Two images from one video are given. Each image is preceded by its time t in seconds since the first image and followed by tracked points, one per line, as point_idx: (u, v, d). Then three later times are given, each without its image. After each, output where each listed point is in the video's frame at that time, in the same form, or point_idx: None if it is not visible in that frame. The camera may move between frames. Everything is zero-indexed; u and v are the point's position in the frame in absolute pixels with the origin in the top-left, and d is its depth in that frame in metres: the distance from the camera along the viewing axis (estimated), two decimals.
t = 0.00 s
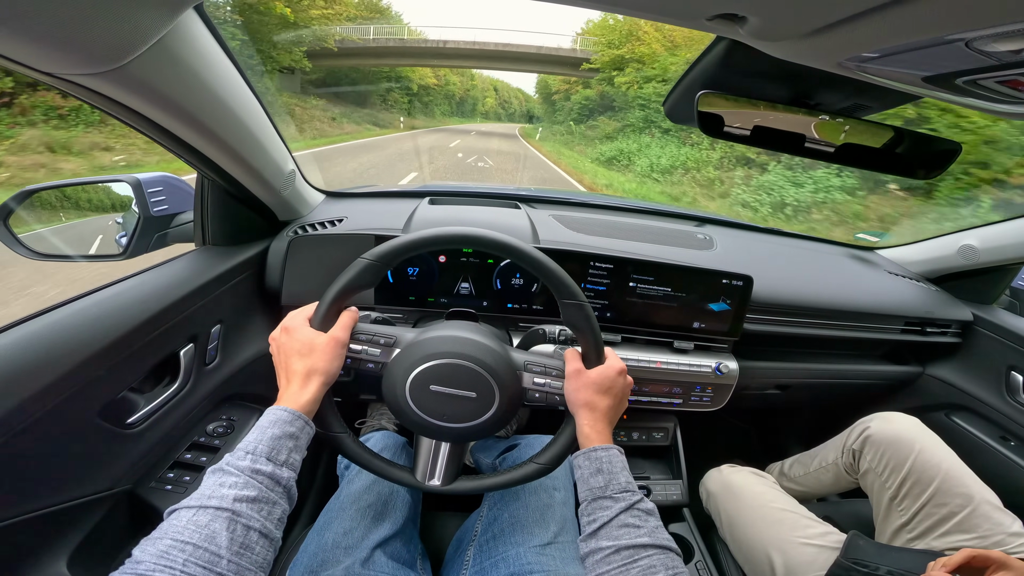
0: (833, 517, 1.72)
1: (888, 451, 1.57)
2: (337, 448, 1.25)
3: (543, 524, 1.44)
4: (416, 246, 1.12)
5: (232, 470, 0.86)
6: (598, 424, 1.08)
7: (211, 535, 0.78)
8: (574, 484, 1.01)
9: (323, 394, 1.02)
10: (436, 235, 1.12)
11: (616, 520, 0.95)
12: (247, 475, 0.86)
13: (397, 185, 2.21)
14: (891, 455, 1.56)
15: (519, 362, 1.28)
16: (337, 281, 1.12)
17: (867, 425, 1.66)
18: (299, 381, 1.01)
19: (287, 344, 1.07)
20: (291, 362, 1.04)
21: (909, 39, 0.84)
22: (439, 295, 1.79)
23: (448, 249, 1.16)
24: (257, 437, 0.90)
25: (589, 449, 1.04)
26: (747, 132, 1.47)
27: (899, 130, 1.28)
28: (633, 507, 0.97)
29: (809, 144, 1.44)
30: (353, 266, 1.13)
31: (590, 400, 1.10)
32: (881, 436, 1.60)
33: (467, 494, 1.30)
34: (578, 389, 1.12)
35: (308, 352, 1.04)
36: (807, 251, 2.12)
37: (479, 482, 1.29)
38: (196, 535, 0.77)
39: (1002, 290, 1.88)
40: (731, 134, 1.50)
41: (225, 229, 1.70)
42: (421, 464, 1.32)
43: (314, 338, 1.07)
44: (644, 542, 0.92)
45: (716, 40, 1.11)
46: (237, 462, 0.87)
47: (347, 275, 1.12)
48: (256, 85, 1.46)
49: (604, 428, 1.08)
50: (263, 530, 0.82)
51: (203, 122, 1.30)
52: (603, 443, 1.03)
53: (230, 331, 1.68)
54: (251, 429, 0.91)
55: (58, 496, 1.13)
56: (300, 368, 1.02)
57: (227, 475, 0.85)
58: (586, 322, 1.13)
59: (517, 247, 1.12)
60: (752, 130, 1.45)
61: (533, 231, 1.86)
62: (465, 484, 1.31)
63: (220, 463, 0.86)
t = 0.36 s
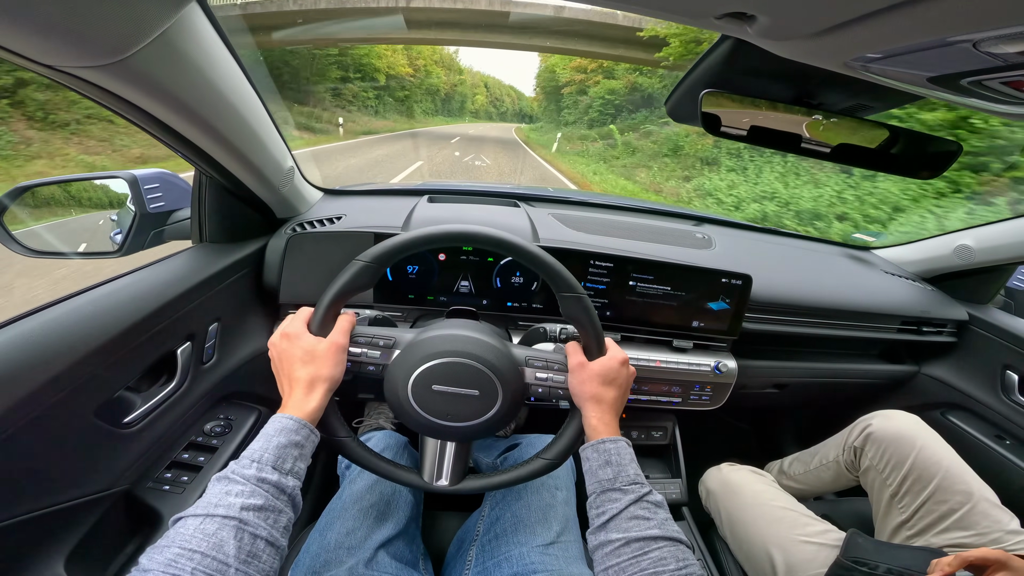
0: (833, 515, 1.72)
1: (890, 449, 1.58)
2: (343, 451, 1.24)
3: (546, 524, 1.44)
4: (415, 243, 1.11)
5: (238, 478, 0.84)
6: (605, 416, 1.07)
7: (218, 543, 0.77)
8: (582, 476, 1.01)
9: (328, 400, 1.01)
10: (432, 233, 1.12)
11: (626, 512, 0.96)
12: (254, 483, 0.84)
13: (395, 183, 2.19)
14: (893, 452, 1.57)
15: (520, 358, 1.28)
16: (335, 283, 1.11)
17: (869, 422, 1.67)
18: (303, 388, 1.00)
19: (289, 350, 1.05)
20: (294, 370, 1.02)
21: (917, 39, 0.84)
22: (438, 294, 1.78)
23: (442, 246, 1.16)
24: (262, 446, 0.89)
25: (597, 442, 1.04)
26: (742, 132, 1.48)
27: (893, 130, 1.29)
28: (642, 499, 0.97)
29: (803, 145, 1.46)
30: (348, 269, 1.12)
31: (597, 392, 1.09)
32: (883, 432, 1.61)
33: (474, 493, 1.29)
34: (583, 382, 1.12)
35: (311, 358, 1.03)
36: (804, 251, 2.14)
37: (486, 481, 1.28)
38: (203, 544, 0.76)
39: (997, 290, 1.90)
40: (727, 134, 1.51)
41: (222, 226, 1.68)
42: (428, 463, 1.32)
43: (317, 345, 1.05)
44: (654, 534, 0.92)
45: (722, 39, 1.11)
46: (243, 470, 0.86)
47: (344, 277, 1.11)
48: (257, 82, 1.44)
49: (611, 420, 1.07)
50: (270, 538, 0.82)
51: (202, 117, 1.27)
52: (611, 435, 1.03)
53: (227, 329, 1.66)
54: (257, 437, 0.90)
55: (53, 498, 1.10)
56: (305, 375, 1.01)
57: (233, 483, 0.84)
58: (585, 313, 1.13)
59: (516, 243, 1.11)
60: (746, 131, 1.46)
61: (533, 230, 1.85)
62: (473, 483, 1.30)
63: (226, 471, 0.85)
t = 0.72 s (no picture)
0: (818, 513, 1.72)
1: (875, 445, 1.58)
2: (324, 442, 1.26)
3: (531, 519, 1.45)
4: (401, 240, 1.12)
5: (207, 462, 0.86)
6: (591, 415, 1.08)
7: (186, 527, 0.79)
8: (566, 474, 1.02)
9: (301, 385, 1.03)
10: (420, 231, 1.13)
11: (608, 511, 0.96)
12: (222, 467, 0.86)
13: (386, 181, 2.21)
14: (879, 450, 1.57)
15: (505, 357, 1.29)
16: (323, 276, 1.13)
17: (855, 420, 1.67)
18: (277, 371, 1.02)
19: (271, 334, 1.08)
20: (273, 352, 1.05)
21: (884, 35, 0.84)
22: (427, 291, 1.80)
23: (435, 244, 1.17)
24: (231, 430, 0.91)
25: (582, 440, 1.05)
26: (737, 129, 1.47)
27: (887, 129, 1.29)
28: (625, 498, 0.98)
29: (798, 141, 1.45)
30: (337, 262, 1.15)
31: (582, 391, 1.10)
32: (869, 430, 1.61)
33: (454, 488, 1.31)
34: (568, 381, 1.13)
35: (289, 342, 1.05)
36: (795, 248, 2.13)
37: (467, 476, 1.30)
38: (171, 527, 0.78)
39: (987, 286, 1.88)
40: (722, 131, 1.50)
41: (212, 224, 1.70)
42: (408, 457, 1.33)
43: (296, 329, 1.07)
44: (635, 533, 0.93)
45: (698, 37, 1.11)
46: (212, 454, 0.87)
47: (332, 270, 1.13)
48: (245, 85, 1.46)
49: (597, 418, 1.08)
50: (240, 521, 0.83)
51: (187, 118, 1.29)
52: (596, 433, 1.04)
53: (217, 326, 1.69)
54: (227, 422, 0.92)
55: (41, 491, 1.13)
56: (280, 357, 1.03)
57: (202, 467, 0.86)
58: (571, 315, 1.14)
59: (503, 242, 1.12)
60: (741, 127, 1.45)
61: (521, 227, 1.86)
62: (452, 478, 1.31)
63: (195, 456, 0.87)
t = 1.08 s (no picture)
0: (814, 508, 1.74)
1: (870, 441, 1.61)
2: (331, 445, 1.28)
3: (535, 516, 1.46)
4: (405, 237, 1.11)
5: (220, 470, 0.85)
6: (595, 406, 1.09)
7: (201, 534, 0.78)
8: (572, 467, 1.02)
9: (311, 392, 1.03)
10: (423, 226, 1.11)
11: (615, 503, 0.96)
12: (236, 474, 0.85)
13: (385, 176, 2.19)
14: (874, 444, 1.60)
15: (507, 350, 1.28)
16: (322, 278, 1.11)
17: (851, 417, 1.70)
18: (286, 378, 1.01)
19: (276, 340, 1.07)
20: (279, 358, 1.04)
21: (895, 37, 0.85)
22: (427, 287, 1.78)
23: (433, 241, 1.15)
24: (244, 437, 0.90)
25: (588, 433, 1.05)
26: (734, 126, 1.48)
27: (883, 126, 1.31)
28: (631, 491, 0.98)
29: (794, 138, 1.45)
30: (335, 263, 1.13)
31: (585, 383, 1.10)
32: (864, 425, 1.65)
33: (462, 486, 1.31)
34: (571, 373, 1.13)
35: (296, 350, 1.04)
36: (793, 245, 2.15)
37: (472, 474, 1.30)
38: (187, 534, 0.77)
39: (981, 285, 1.92)
40: (718, 128, 1.51)
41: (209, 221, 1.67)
42: (415, 457, 1.33)
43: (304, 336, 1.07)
44: (642, 525, 0.93)
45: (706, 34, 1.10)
46: (225, 462, 0.87)
47: (332, 272, 1.11)
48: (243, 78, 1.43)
49: (601, 410, 1.09)
50: (254, 528, 0.82)
51: (187, 113, 1.27)
52: (603, 426, 1.05)
53: (215, 324, 1.66)
54: (238, 429, 0.91)
55: (41, 492, 1.11)
56: (289, 364, 1.02)
57: (215, 475, 0.85)
58: (571, 308, 1.13)
59: (507, 238, 1.11)
60: (739, 125, 1.46)
61: (522, 223, 1.85)
62: (461, 475, 1.32)
63: (207, 463, 0.86)
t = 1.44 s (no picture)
0: (810, 504, 1.73)
1: (866, 439, 1.59)
2: (306, 433, 1.22)
3: (525, 515, 1.44)
4: (394, 230, 1.10)
5: (195, 454, 0.83)
6: (584, 419, 1.06)
7: (172, 522, 0.75)
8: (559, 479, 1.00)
9: (294, 375, 1.00)
10: (412, 220, 1.10)
11: (603, 515, 0.94)
12: (211, 459, 0.83)
13: (375, 172, 2.16)
14: (869, 442, 1.59)
15: (499, 354, 1.26)
16: (314, 262, 1.10)
17: (844, 412, 1.68)
18: (269, 360, 0.98)
19: (263, 320, 1.04)
20: (264, 339, 1.01)
21: (887, 24, 0.83)
22: (417, 283, 1.76)
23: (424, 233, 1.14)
24: (222, 420, 0.88)
25: (575, 443, 1.02)
26: (728, 122, 1.47)
27: (875, 122, 1.29)
28: (619, 503, 0.96)
29: (787, 135, 1.46)
30: (331, 248, 1.11)
31: (576, 395, 1.08)
32: (859, 422, 1.63)
33: (437, 485, 1.29)
34: (561, 384, 1.11)
35: (282, 330, 1.02)
36: (785, 239, 2.14)
37: (449, 475, 1.28)
38: (156, 522, 0.74)
39: (973, 279, 1.91)
40: (712, 124, 1.50)
41: (193, 217, 1.64)
42: (393, 453, 1.30)
43: (290, 316, 1.04)
44: (629, 538, 0.90)
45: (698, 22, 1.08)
46: (200, 446, 0.84)
47: (324, 257, 1.09)
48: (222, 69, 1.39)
49: (589, 423, 1.06)
50: (228, 516, 0.80)
51: (166, 106, 1.24)
52: (590, 438, 1.02)
53: (199, 321, 1.63)
54: (216, 412, 0.88)
55: (17, 495, 1.08)
56: (273, 345, 1.00)
57: (190, 460, 0.82)
58: (566, 313, 1.13)
59: (496, 233, 1.09)
60: (733, 121, 1.45)
61: (513, 219, 1.83)
62: (437, 475, 1.29)
63: (181, 447, 0.83)
